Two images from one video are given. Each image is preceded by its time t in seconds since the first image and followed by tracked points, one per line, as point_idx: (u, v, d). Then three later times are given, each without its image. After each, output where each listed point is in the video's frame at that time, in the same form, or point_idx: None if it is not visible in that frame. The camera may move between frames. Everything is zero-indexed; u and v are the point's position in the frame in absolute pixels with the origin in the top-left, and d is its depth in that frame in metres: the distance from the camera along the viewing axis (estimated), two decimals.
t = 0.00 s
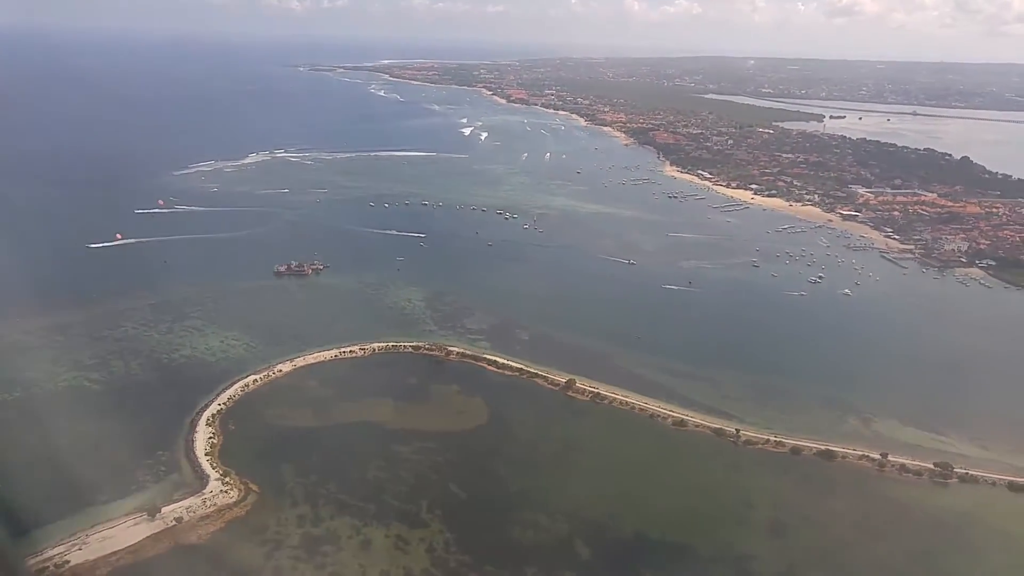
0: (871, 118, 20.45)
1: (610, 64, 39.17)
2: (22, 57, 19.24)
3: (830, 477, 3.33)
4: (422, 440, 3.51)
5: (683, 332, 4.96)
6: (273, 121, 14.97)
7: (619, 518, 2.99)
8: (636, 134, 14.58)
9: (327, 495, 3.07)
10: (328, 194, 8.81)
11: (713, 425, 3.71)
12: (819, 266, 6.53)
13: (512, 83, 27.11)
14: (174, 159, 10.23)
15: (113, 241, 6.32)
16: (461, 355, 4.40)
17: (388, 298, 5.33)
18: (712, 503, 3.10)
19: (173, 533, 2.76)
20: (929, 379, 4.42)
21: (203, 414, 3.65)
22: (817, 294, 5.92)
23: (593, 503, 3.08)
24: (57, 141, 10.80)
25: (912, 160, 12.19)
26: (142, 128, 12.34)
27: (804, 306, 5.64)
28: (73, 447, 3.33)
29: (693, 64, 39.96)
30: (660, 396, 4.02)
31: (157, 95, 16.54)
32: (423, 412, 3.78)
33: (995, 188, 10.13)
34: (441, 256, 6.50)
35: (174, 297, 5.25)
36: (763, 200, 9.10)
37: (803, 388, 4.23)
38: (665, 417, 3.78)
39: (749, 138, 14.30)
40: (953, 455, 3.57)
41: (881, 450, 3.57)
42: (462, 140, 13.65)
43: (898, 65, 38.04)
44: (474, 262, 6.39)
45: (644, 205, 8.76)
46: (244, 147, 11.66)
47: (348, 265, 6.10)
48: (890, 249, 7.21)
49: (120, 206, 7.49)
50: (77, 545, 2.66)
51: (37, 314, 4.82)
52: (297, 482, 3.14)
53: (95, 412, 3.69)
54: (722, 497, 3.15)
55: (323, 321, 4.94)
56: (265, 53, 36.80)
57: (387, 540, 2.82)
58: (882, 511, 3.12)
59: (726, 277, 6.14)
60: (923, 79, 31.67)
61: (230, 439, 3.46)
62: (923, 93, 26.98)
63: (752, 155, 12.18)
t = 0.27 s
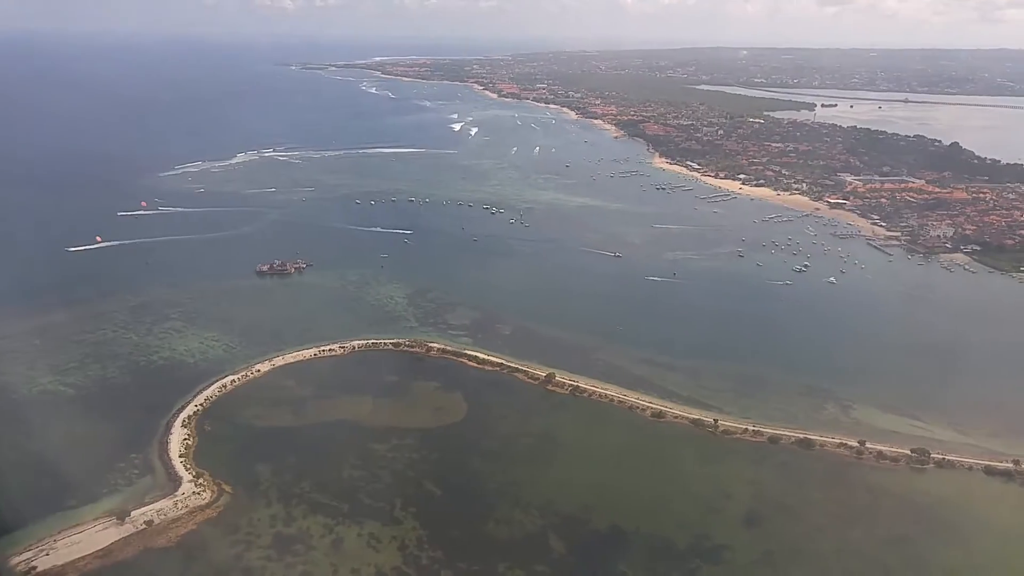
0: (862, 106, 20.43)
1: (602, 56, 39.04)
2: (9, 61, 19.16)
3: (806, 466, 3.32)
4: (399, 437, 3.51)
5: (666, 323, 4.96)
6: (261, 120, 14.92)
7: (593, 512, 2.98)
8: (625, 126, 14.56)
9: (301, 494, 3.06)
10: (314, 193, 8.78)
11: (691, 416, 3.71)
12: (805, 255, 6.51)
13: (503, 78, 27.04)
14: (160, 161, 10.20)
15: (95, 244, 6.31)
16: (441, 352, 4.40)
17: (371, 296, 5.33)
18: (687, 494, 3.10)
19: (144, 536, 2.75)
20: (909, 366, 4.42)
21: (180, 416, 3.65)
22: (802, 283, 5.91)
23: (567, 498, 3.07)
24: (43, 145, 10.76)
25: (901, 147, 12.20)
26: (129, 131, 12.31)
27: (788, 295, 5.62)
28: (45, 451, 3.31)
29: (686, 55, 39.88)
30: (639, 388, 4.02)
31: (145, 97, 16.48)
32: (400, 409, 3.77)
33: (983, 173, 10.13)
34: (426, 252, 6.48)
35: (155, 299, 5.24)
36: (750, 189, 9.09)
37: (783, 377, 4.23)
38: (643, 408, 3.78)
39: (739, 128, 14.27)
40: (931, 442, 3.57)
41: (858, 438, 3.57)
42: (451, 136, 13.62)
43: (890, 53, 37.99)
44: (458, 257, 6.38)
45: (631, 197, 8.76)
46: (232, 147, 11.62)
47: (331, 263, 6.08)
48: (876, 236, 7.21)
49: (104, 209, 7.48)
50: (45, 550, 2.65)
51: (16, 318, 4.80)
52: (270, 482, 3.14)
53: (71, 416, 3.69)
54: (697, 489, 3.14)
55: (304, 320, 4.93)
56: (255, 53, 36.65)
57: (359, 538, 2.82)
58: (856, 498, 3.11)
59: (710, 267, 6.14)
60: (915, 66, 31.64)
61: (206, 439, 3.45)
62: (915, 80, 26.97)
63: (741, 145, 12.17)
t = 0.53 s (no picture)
0: (859, 108, 20.41)
1: (602, 54, 38.99)
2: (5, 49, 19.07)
3: (778, 467, 3.30)
4: (369, 432, 3.48)
5: (647, 320, 4.93)
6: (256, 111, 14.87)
7: (559, 510, 2.95)
8: (621, 124, 14.52)
9: (266, 487, 3.03)
10: (303, 185, 8.73)
11: (666, 415, 3.69)
12: (791, 255, 6.49)
13: (502, 74, 26.99)
14: (151, 150, 10.15)
15: (78, 232, 6.26)
16: (419, 346, 4.36)
17: (352, 288, 5.29)
18: (655, 494, 3.08)
19: (103, 527, 2.72)
20: (889, 369, 4.40)
21: (150, 406, 3.61)
22: (787, 283, 5.88)
23: (534, 495, 3.04)
24: (33, 133, 10.71)
25: (895, 149, 12.18)
26: (122, 120, 12.25)
27: (772, 296, 5.59)
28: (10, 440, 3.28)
29: (686, 54, 39.84)
30: (616, 386, 4.00)
31: (140, 86, 16.41)
32: (374, 404, 3.74)
33: (975, 177, 10.12)
34: (411, 246, 6.44)
35: (134, 288, 5.19)
36: (742, 189, 9.07)
37: (761, 377, 4.20)
38: (617, 406, 3.75)
39: (734, 128, 14.24)
40: (905, 444, 3.55)
41: (832, 440, 3.55)
42: (446, 130, 13.57)
43: (890, 56, 38.00)
44: (444, 251, 6.35)
45: (622, 194, 8.72)
46: (224, 138, 11.57)
47: (315, 256, 6.05)
48: (864, 237, 7.20)
49: (89, 197, 7.43)
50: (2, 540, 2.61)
51: None
52: (236, 474, 3.10)
53: (40, 405, 3.65)
54: (666, 489, 3.12)
55: (284, 312, 4.89)
56: (255, 44, 36.53)
57: (322, 532, 2.79)
58: (826, 501, 3.09)
59: (696, 266, 6.11)
60: (914, 70, 31.67)
61: (174, 430, 3.42)
62: (913, 83, 26.97)
63: (735, 145, 12.15)
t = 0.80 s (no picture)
0: (850, 106, 20.44)
1: (595, 52, 38.99)
2: None
3: (747, 466, 3.29)
4: (337, 429, 3.46)
5: (625, 317, 4.91)
6: (245, 108, 14.81)
7: (524, 510, 2.94)
8: (611, 121, 14.52)
9: (229, 485, 3.01)
10: (288, 181, 8.69)
11: (636, 412, 3.68)
12: (773, 253, 6.48)
13: (495, 71, 26.97)
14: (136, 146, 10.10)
15: (57, 228, 6.23)
16: (393, 343, 4.33)
17: (330, 285, 5.26)
18: (621, 492, 3.06)
19: (62, 524, 2.69)
20: (864, 367, 4.39)
21: (117, 403, 3.59)
22: (767, 281, 5.87)
23: (499, 494, 3.02)
24: (18, 130, 10.65)
25: (883, 147, 12.19)
26: (109, 118, 12.19)
27: (751, 294, 5.58)
28: None
29: (680, 52, 39.86)
30: (589, 383, 3.98)
31: (129, 84, 16.34)
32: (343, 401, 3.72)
33: (962, 175, 10.14)
34: (392, 242, 6.41)
35: (110, 285, 5.16)
36: (727, 187, 9.07)
37: (736, 374, 4.19)
38: (589, 403, 3.73)
39: (724, 126, 14.24)
40: (875, 443, 3.53)
41: (802, 437, 3.55)
42: (435, 127, 13.54)
43: (883, 54, 38.06)
44: (425, 247, 6.33)
45: (607, 192, 8.71)
46: (211, 135, 11.53)
47: (294, 251, 6.01)
48: (847, 235, 7.20)
49: (70, 193, 7.39)
50: None
51: None
52: (199, 471, 3.09)
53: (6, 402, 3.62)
54: (633, 488, 3.09)
55: (259, 308, 4.86)
56: (248, 41, 36.37)
57: (281, 531, 2.78)
58: (793, 500, 3.08)
59: (676, 264, 6.10)
60: (907, 68, 31.72)
61: (140, 427, 3.39)
62: (906, 81, 27.03)
63: (723, 143, 12.15)
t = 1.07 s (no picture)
0: (847, 109, 20.43)
1: (596, 52, 38.98)
2: None
3: (717, 468, 3.27)
4: (307, 426, 3.44)
5: (605, 318, 4.90)
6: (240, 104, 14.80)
7: (489, 510, 2.93)
8: (606, 122, 14.51)
9: (194, 480, 2.99)
10: (278, 177, 8.67)
11: (610, 412, 3.67)
12: (759, 255, 6.47)
13: (493, 70, 26.94)
14: (127, 140, 10.07)
15: (40, 222, 6.20)
16: (370, 341, 4.32)
17: (311, 282, 5.25)
18: (588, 494, 3.05)
19: (21, 519, 2.67)
20: (842, 371, 4.37)
21: (87, 397, 3.57)
22: (751, 283, 5.86)
23: (466, 493, 3.01)
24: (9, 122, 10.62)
25: (877, 151, 12.19)
26: (102, 112, 12.17)
27: (734, 296, 5.56)
28: None
29: (680, 53, 39.84)
30: (564, 384, 3.97)
31: (125, 78, 16.32)
32: (316, 398, 3.70)
33: (954, 179, 10.14)
34: (378, 240, 6.40)
35: (90, 279, 5.14)
36: (718, 189, 9.06)
37: (713, 376, 4.17)
38: (562, 403, 3.72)
39: (719, 128, 14.23)
40: (848, 447, 3.52)
41: (774, 440, 3.53)
42: (429, 125, 13.52)
43: (883, 58, 38.06)
44: (410, 245, 6.31)
45: (597, 192, 8.69)
46: (204, 130, 11.51)
47: (278, 247, 5.99)
48: (835, 238, 7.18)
49: (57, 187, 7.36)
50: None
51: None
52: (165, 467, 3.07)
53: None
54: (600, 489, 3.08)
55: (238, 304, 4.84)
56: (248, 37, 36.33)
57: (244, 528, 2.76)
58: (761, 503, 3.06)
59: (661, 265, 6.09)
60: (906, 72, 31.72)
61: (109, 422, 3.37)
62: (904, 85, 27.02)
63: (717, 144, 12.14)
